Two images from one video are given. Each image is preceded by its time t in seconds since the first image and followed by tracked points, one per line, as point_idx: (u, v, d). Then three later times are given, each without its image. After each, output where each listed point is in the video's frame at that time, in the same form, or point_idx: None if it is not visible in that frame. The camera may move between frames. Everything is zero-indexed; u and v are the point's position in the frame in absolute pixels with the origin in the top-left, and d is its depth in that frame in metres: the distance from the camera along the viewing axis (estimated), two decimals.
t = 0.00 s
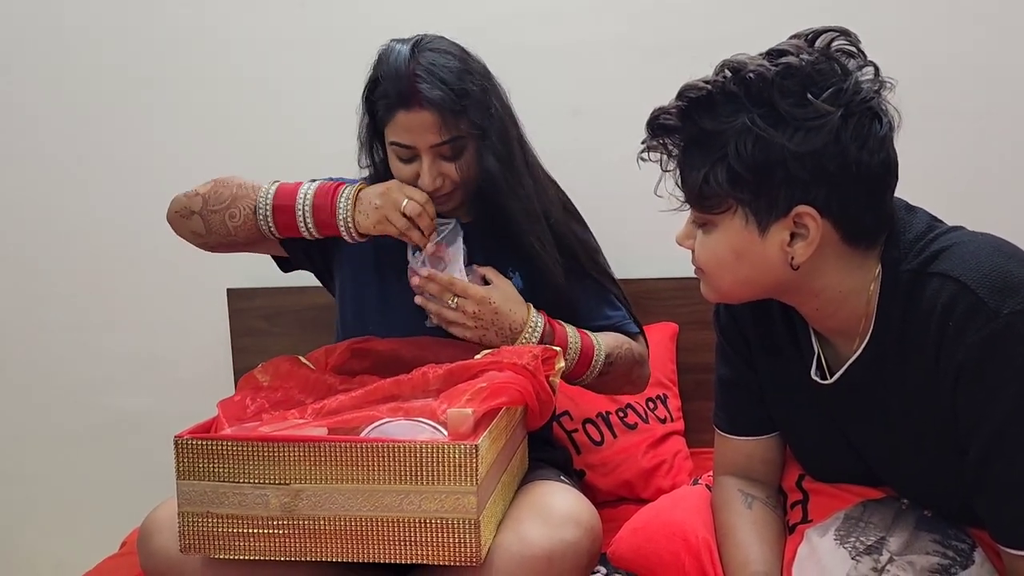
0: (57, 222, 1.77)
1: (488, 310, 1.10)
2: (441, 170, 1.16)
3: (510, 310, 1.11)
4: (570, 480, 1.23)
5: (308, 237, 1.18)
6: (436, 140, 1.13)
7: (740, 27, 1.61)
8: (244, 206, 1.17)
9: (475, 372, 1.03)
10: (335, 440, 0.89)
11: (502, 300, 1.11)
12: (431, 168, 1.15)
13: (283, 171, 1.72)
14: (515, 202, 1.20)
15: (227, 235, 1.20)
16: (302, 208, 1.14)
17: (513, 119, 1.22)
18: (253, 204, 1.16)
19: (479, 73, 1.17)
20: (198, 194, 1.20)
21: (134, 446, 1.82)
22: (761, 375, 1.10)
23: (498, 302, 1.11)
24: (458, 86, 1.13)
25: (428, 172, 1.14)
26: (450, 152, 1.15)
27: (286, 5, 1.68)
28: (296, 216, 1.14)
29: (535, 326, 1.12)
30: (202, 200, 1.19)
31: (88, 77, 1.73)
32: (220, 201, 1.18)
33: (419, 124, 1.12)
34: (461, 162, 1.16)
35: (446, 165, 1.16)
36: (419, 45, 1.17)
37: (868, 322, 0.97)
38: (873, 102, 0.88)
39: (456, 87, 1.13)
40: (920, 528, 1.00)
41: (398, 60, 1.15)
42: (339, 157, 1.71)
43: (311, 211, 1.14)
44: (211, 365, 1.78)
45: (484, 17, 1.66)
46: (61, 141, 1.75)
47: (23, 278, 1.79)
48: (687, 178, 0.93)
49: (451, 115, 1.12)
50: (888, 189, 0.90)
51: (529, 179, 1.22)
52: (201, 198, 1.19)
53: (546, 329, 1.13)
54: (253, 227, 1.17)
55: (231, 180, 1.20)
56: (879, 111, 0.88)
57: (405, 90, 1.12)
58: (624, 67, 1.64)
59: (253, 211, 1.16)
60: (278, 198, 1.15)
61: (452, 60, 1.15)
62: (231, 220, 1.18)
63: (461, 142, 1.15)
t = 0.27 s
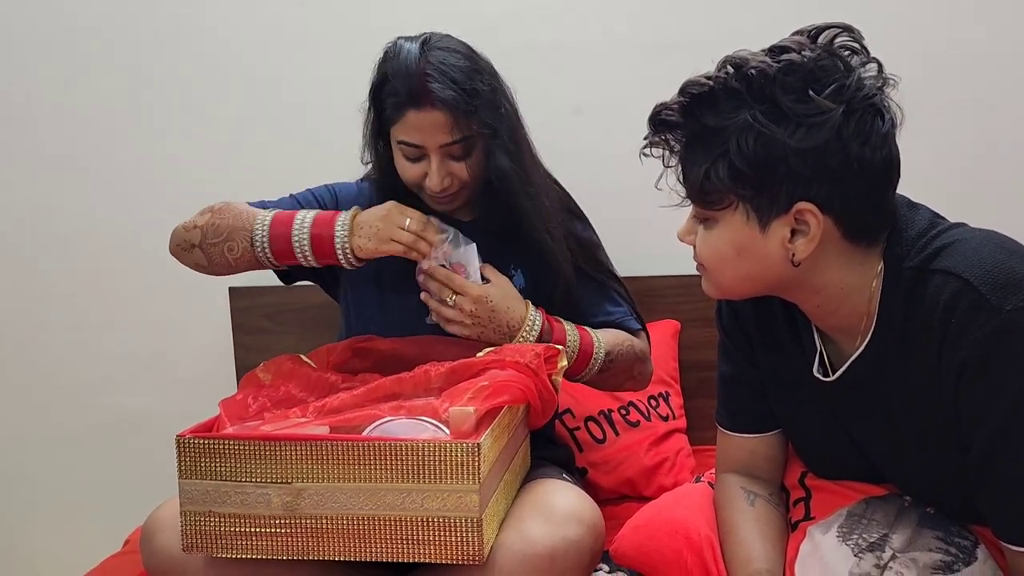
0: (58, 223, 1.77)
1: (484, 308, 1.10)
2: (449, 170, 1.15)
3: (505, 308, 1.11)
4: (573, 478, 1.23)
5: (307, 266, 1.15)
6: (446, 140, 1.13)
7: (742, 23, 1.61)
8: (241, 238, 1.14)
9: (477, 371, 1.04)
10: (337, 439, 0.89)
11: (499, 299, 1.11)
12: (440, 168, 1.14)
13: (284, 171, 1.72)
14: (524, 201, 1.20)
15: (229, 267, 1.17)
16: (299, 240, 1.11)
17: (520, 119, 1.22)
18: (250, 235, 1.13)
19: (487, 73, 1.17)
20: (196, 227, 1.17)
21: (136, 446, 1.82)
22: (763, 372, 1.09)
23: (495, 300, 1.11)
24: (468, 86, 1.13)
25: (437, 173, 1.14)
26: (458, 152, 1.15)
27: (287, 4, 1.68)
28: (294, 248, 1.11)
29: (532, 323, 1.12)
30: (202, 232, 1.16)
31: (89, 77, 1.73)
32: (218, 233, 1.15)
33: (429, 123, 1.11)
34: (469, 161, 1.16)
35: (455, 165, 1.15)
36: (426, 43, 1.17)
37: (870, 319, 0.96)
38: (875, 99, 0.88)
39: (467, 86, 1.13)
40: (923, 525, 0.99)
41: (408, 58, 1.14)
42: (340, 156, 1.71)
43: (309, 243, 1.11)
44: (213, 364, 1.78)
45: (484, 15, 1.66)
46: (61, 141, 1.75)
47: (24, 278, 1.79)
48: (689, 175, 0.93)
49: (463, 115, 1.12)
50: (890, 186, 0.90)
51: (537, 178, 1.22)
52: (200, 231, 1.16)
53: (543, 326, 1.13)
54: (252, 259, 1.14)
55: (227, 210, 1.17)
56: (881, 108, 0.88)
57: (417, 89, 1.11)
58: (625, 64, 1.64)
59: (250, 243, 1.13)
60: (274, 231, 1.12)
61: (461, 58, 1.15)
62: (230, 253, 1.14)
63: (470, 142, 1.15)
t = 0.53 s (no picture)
0: (59, 224, 1.77)
1: (489, 304, 1.10)
2: (456, 172, 1.15)
3: (510, 306, 1.11)
4: (573, 478, 1.23)
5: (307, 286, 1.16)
6: (454, 142, 1.13)
7: (743, 22, 1.60)
8: (239, 278, 1.15)
9: (477, 371, 1.03)
10: (337, 440, 0.89)
11: (504, 296, 1.11)
12: (447, 169, 1.14)
13: (284, 171, 1.72)
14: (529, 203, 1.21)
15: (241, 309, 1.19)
16: (287, 264, 1.12)
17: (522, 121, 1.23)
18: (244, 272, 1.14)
19: (490, 75, 1.18)
20: (200, 281, 1.20)
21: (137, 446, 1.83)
22: (763, 371, 1.09)
23: (500, 297, 1.10)
24: (473, 88, 1.13)
25: (444, 174, 1.13)
26: (464, 154, 1.15)
27: (287, 5, 1.68)
28: (286, 273, 1.12)
29: (535, 319, 1.12)
30: (207, 284, 1.19)
31: (89, 77, 1.73)
32: (220, 280, 1.18)
33: (437, 125, 1.11)
34: (474, 163, 1.16)
35: (460, 167, 1.15)
36: (429, 45, 1.17)
37: (870, 319, 0.96)
38: (875, 98, 0.88)
39: (473, 88, 1.13)
40: (923, 526, 0.99)
41: (413, 60, 1.14)
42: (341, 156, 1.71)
43: (297, 264, 1.11)
44: (214, 364, 1.78)
45: (485, 15, 1.65)
46: (62, 142, 1.75)
47: (26, 278, 1.79)
48: (688, 174, 0.93)
49: (470, 117, 1.12)
50: (889, 185, 0.90)
51: (540, 180, 1.23)
52: (205, 284, 1.19)
53: (546, 322, 1.13)
54: (255, 295, 1.16)
55: (221, 256, 1.19)
56: (881, 107, 0.88)
57: (423, 91, 1.11)
58: (626, 64, 1.63)
59: (246, 282, 1.15)
60: (264, 271, 1.13)
61: (465, 60, 1.15)
62: (235, 296, 1.17)
63: (476, 144, 1.15)
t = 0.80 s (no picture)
0: (59, 225, 1.77)
1: (493, 298, 1.10)
2: (460, 178, 1.15)
3: (510, 297, 1.12)
4: (572, 480, 1.23)
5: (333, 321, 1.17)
6: (462, 149, 1.12)
7: (743, 23, 1.60)
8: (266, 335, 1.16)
9: (476, 373, 1.03)
10: (336, 443, 0.89)
11: (501, 287, 1.11)
12: (451, 175, 1.13)
13: (284, 172, 1.72)
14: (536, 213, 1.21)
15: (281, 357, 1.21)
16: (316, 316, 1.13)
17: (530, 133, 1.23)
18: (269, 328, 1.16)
19: (503, 84, 1.18)
20: (232, 347, 1.21)
21: (137, 447, 1.83)
22: (761, 373, 1.09)
23: (499, 290, 1.11)
24: (486, 97, 1.13)
25: (447, 180, 1.13)
26: (470, 162, 1.15)
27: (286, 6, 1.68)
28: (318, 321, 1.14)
29: (535, 314, 1.13)
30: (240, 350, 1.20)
31: (88, 78, 1.73)
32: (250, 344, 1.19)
33: (446, 131, 1.11)
34: (479, 171, 1.16)
35: (465, 174, 1.15)
36: (446, 48, 1.16)
37: (869, 321, 0.96)
38: (873, 101, 0.88)
39: (486, 97, 1.13)
40: (922, 528, 0.99)
41: (429, 63, 1.14)
42: (340, 157, 1.71)
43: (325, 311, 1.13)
44: (213, 365, 1.78)
45: (484, 16, 1.65)
46: (62, 143, 1.75)
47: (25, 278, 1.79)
48: (687, 177, 0.93)
49: (481, 126, 1.12)
50: (888, 188, 0.90)
51: (547, 190, 1.23)
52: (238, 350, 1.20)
53: (545, 317, 1.14)
54: (288, 345, 1.17)
55: (241, 316, 1.20)
56: (879, 110, 0.88)
57: (437, 95, 1.11)
58: (626, 65, 1.63)
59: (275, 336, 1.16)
60: (289, 323, 1.14)
61: (481, 67, 1.15)
62: (271, 352, 1.18)
63: (484, 153, 1.15)
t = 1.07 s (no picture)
0: (55, 225, 1.76)
1: (481, 291, 1.10)
2: (449, 184, 1.15)
3: (497, 287, 1.12)
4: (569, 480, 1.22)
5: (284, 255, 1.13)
6: (455, 156, 1.12)
7: (741, 22, 1.60)
8: (214, 236, 1.11)
9: (472, 373, 1.03)
10: (331, 444, 0.88)
11: (487, 279, 1.12)
12: (439, 180, 1.13)
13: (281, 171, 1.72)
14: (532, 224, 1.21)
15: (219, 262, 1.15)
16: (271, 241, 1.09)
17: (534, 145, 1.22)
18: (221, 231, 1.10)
19: (508, 95, 1.16)
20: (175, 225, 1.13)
21: (133, 447, 1.82)
22: (758, 372, 1.09)
23: (485, 282, 1.11)
24: (487, 107, 1.12)
25: (436, 184, 1.13)
26: (462, 169, 1.14)
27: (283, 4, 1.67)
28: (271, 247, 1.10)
29: (524, 306, 1.13)
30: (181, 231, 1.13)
31: (85, 78, 1.72)
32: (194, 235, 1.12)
33: (442, 137, 1.11)
34: (470, 180, 1.16)
35: (455, 180, 1.15)
36: (455, 50, 1.16)
37: (866, 320, 0.96)
38: (870, 99, 0.87)
39: (488, 107, 1.12)
40: (920, 526, 0.99)
41: (434, 65, 1.13)
42: (337, 157, 1.71)
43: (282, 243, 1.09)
44: (210, 365, 1.78)
45: (483, 15, 1.65)
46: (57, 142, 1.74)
47: (20, 278, 1.78)
48: (683, 175, 0.93)
49: (477, 136, 1.12)
50: (885, 187, 0.89)
51: (548, 202, 1.23)
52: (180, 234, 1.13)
53: (534, 310, 1.14)
54: (229, 254, 1.11)
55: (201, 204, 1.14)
56: (876, 108, 0.88)
57: (436, 99, 1.11)
58: (624, 64, 1.63)
59: (223, 238, 1.10)
60: (243, 229, 1.09)
61: (488, 76, 1.14)
62: (207, 251, 1.11)
63: (478, 162, 1.15)
